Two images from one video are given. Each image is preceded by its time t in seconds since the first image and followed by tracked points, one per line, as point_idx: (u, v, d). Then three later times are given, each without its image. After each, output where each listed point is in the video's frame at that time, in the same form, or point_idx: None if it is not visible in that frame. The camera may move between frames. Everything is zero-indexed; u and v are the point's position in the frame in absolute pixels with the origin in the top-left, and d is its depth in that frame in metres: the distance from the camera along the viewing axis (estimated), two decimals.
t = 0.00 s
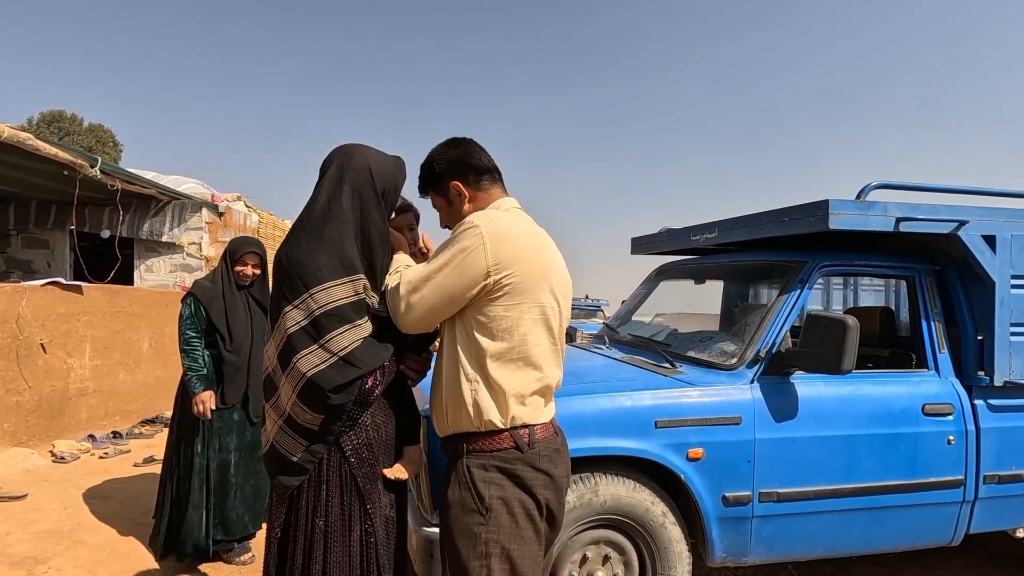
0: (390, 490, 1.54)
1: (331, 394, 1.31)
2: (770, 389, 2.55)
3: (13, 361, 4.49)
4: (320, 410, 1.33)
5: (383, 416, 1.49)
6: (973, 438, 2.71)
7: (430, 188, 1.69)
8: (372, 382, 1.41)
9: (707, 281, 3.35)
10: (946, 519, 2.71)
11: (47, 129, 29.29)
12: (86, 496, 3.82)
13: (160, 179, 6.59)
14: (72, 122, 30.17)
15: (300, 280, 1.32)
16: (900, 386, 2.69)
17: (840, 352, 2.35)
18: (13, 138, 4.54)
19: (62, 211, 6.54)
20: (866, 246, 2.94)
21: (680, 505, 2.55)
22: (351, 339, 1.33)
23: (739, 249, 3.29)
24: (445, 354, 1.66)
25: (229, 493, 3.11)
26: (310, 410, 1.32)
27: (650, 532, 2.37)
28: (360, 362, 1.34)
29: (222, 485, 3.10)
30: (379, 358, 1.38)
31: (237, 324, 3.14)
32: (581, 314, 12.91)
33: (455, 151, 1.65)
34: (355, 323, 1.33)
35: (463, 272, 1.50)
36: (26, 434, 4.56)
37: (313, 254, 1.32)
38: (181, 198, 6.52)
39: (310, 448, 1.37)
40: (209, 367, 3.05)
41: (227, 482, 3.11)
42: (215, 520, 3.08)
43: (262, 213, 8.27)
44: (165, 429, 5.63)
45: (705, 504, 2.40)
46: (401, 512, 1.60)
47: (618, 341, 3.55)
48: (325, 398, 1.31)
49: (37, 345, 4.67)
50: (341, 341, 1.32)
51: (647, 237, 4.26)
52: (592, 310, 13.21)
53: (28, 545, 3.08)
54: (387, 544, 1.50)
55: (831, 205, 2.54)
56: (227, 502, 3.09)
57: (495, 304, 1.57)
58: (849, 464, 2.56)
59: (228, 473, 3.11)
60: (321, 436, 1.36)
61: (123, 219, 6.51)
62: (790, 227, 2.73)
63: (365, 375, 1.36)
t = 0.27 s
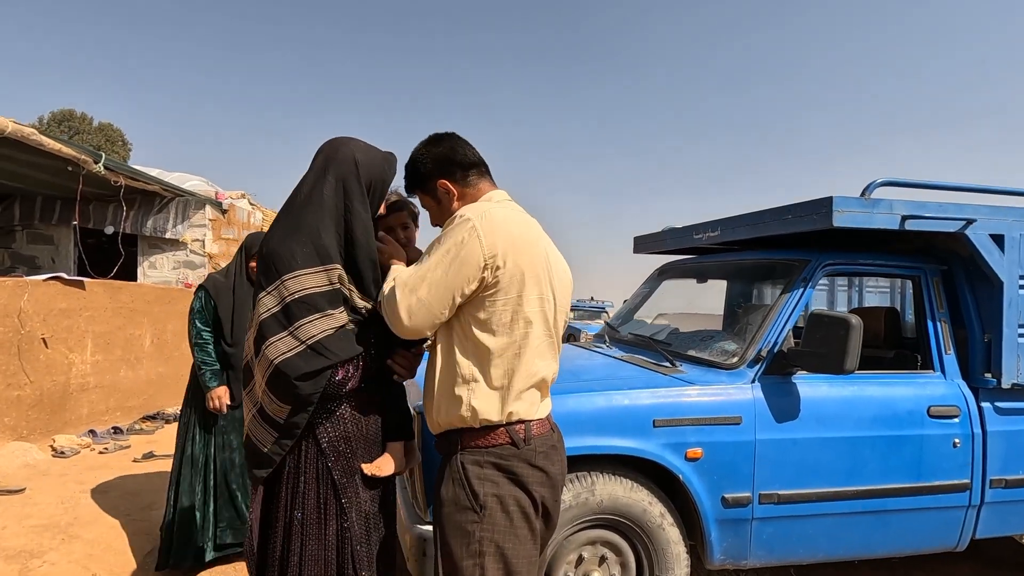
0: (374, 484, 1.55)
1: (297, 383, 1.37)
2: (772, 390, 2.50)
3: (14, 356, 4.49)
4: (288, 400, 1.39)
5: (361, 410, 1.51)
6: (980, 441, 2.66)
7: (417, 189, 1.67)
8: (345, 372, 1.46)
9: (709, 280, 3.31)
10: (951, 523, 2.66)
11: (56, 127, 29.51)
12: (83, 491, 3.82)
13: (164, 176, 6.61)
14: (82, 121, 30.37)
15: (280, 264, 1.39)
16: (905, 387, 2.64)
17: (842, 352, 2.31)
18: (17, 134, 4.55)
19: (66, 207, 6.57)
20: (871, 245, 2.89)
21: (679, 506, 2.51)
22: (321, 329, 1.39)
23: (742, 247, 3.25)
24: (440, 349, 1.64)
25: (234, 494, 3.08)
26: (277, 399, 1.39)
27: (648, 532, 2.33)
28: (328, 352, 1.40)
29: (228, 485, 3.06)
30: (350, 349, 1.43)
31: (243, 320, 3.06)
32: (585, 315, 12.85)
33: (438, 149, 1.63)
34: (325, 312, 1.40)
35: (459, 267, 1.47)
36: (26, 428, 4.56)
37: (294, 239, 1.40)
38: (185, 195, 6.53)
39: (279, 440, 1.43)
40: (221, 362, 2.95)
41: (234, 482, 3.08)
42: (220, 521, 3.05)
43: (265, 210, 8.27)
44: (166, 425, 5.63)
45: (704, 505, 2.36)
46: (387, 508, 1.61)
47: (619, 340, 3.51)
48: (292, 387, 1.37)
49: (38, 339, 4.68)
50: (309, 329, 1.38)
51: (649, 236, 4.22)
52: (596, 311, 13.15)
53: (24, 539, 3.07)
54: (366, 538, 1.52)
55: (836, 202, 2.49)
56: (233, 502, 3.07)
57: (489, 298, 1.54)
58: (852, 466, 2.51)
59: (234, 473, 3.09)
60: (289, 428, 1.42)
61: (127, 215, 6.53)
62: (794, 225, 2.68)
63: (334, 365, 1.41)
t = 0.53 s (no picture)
0: (360, 475, 1.53)
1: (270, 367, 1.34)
2: (772, 385, 2.46)
3: (15, 348, 4.50)
4: (257, 385, 1.36)
5: (344, 398, 1.49)
6: (985, 440, 2.61)
7: (411, 172, 1.65)
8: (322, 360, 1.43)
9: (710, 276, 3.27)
10: (955, 524, 2.61)
11: (65, 125, 29.73)
12: (81, 482, 3.82)
13: (168, 171, 6.62)
14: (91, 119, 30.59)
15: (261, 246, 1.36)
16: (909, 385, 2.59)
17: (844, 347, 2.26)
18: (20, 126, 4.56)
19: (70, 201, 6.59)
20: (875, 241, 2.85)
21: (677, 503, 2.47)
22: (297, 313, 1.36)
23: (745, 243, 3.21)
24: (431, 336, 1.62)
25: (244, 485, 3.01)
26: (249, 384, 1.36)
27: (644, 529, 2.30)
28: (302, 336, 1.35)
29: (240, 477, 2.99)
30: (328, 334, 1.38)
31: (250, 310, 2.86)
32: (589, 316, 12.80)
33: (433, 133, 1.61)
34: (304, 295, 1.37)
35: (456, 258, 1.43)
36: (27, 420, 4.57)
37: (277, 221, 1.37)
38: (188, 190, 6.55)
39: (248, 425, 1.40)
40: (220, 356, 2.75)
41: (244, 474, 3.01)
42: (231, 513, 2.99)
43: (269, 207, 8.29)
44: (167, 420, 5.63)
45: (702, 502, 2.33)
46: (377, 499, 1.58)
47: (619, 336, 3.48)
48: (263, 370, 1.34)
49: (40, 332, 4.69)
50: (286, 312, 1.35)
51: (651, 233, 4.18)
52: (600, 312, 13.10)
53: (20, 529, 3.07)
54: (349, 528, 1.50)
55: (838, 196, 2.45)
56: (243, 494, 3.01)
57: (483, 285, 1.52)
58: (853, 465, 2.47)
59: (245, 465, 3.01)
60: (258, 413, 1.39)
61: (130, 210, 6.55)
62: (796, 219, 2.65)
63: (308, 351, 1.37)
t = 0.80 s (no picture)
0: (346, 470, 1.49)
1: (237, 359, 1.30)
2: (772, 384, 2.42)
3: (14, 340, 4.49)
4: (227, 377, 1.32)
5: (327, 392, 1.45)
6: (990, 443, 2.56)
7: (407, 151, 1.61)
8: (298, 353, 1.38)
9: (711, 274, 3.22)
10: (958, 529, 2.56)
11: (72, 122, 29.87)
12: (77, 476, 3.81)
13: (170, 167, 6.63)
14: (98, 117, 30.73)
15: (234, 230, 1.37)
16: (912, 386, 2.54)
17: (845, 346, 2.22)
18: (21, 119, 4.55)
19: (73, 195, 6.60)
20: (879, 239, 2.80)
21: (674, 503, 2.43)
22: (270, 301, 1.33)
23: (746, 241, 3.16)
24: (420, 327, 1.59)
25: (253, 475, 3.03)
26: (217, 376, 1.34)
27: (640, 528, 2.26)
28: (270, 328, 1.32)
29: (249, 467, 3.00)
30: (301, 328, 1.36)
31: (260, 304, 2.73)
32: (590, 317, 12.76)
33: (433, 113, 1.56)
34: (273, 283, 1.34)
35: (444, 245, 1.40)
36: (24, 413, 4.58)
37: (250, 205, 1.38)
38: (190, 186, 6.54)
39: (224, 417, 1.38)
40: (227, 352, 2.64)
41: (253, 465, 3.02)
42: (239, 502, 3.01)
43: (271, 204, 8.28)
44: (165, 415, 5.63)
45: (698, 501, 2.29)
46: (364, 495, 1.55)
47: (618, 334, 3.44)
48: (230, 363, 1.30)
49: (39, 325, 4.68)
50: (257, 302, 1.33)
51: (652, 231, 4.14)
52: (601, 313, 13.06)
53: (12, 522, 3.06)
54: (337, 525, 1.46)
55: (842, 192, 2.40)
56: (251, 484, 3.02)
57: (473, 276, 1.48)
58: (854, 466, 2.42)
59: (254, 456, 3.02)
60: (231, 406, 1.37)
61: (133, 205, 6.55)
62: (798, 216, 2.60)
63: (277, 344, 1.33)
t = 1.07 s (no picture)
0: (329, 474, 1.49)
1: (222, 362, 1.28)
2: (772, 388, 2.39)
3: (12, 338, 4.49)
4: (212, 379, 1.30)
5: (314, 395, 1.46)
6: (991, 449, 2.53)
7: (403, 145, 1.59)
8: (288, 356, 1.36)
9: (711, 276, 3.20)
10: (958, 536, 2.53)
11: (76, 121, 29.95)
12: (73, 474, 3.80)
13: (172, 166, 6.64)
14: (102, 116, 30.82)
15: (214, 224, 1.34)
16: (913, 391, 2.52)
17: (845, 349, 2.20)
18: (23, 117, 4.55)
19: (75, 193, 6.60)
20: (880, 243, 2.78)
21: (671, 507, 2.41)
22: (255, 299, 1.31)
23: (746, 244, 3.15)
24: (411, 327, 1.58)
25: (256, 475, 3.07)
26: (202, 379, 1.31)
27: (636, 533, 2.24)
28: (258, 327, 1.30)
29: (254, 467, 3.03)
30: (290, 327, 1.33)
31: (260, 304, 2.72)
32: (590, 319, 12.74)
33: (432, 108, 1.55)
34: (260, 280, 1.32)
35: (433, 244, 1.39)
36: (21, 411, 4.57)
37: (230, 199, 1.35)
38: (191, 185, 6.55)
39: (209, 419, 1.38)
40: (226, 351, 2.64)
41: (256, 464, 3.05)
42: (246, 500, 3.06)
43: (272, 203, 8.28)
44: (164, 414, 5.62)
45: (695, 506, 2.27)
46: (344, 499, 1.55)
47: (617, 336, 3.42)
48: (215, 365, 1.28)
49: (38, 323, 4.68)
50: (243, 300, 1.30)
51: (653, 233, 4.11)
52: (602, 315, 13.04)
53: (7, 520, 3.05)
54: (316, 531, 1.46)
55: (843, 194, 2.38)
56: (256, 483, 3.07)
57: (464, 276, 1.47)
58: (853, 471, 2.40)
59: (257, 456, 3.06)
60: (216, 407, 1.36)
61: (134, 204, 6.56)
62: (799, 219, 2.58)
63: (265, 344, 1.31)
